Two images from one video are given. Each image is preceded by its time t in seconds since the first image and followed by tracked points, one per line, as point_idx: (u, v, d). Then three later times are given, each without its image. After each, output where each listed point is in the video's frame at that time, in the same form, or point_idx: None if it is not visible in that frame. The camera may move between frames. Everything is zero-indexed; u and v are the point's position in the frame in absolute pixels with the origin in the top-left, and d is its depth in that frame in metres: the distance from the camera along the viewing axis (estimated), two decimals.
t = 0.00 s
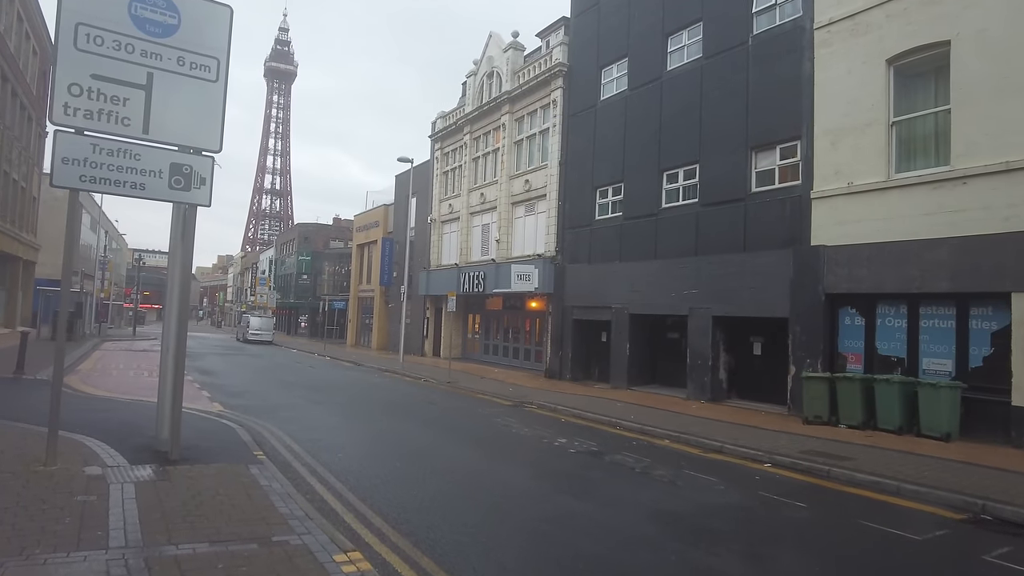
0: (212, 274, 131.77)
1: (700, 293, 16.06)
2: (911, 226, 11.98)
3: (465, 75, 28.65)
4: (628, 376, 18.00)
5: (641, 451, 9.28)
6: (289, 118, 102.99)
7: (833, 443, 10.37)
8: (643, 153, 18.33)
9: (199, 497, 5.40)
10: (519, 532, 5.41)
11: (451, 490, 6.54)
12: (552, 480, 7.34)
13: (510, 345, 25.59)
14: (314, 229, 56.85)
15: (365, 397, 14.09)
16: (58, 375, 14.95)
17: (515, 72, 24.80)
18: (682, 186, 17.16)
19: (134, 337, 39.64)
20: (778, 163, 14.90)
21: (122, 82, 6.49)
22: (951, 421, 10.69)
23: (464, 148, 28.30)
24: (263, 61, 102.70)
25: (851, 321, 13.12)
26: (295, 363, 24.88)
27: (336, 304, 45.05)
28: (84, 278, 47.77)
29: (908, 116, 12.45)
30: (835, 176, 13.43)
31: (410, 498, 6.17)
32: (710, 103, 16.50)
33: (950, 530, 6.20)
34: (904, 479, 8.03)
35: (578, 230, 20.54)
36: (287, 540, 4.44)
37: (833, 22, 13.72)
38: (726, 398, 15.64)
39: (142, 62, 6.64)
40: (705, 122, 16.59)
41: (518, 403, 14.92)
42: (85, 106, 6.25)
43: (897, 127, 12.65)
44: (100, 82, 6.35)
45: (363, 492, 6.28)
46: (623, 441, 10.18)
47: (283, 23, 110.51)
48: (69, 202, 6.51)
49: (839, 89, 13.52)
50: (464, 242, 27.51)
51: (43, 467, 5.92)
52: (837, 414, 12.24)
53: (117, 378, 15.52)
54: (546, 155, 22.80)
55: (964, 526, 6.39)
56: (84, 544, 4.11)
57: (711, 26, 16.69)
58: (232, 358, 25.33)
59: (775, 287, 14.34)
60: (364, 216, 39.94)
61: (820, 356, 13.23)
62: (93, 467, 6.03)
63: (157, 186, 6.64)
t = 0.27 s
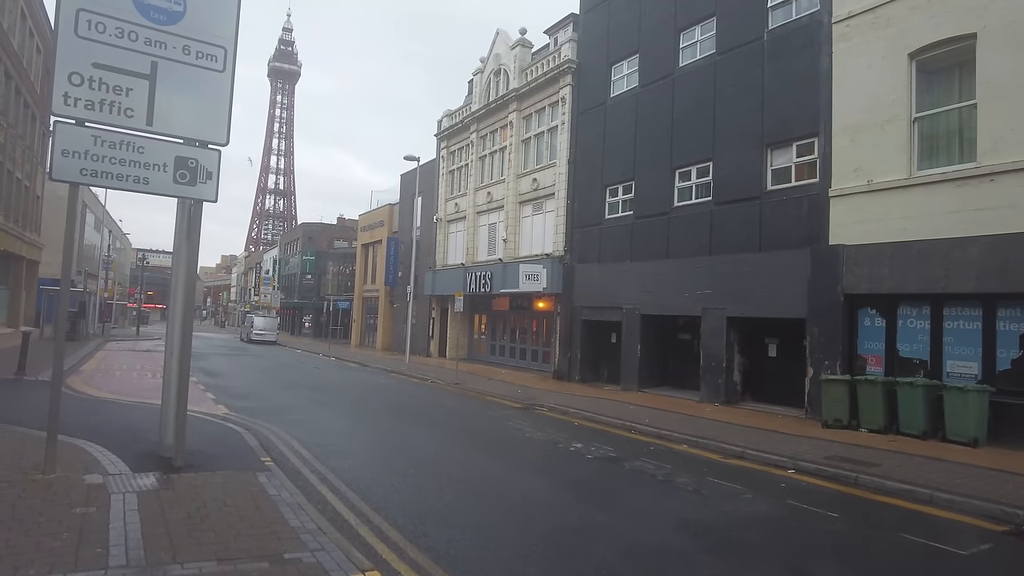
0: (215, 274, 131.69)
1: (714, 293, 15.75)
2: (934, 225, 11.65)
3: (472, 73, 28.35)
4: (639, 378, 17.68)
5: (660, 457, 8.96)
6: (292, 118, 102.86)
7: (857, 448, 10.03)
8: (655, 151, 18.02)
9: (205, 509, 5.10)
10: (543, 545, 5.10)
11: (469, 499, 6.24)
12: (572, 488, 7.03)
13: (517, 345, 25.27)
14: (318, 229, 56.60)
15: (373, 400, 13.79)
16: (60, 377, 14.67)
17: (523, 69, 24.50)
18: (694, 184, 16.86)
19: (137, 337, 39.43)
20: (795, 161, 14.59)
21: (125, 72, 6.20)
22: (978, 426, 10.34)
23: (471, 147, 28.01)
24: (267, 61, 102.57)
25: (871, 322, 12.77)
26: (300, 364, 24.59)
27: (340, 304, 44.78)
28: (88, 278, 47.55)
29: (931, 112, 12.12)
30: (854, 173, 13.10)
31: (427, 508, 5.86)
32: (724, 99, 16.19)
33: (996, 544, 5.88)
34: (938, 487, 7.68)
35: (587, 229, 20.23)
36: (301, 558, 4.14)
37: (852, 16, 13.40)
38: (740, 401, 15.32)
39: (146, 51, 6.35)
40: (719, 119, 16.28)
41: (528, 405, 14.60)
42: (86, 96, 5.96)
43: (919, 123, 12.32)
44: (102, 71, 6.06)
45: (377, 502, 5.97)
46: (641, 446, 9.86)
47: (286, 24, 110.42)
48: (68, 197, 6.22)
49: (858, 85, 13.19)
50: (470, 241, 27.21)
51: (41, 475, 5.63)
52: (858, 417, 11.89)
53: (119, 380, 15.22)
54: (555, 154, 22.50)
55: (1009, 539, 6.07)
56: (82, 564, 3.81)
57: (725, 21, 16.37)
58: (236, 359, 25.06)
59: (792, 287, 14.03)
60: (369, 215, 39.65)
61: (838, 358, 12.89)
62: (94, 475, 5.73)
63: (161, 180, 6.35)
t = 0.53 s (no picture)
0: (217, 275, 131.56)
1: (726, 294, 15.43)
2: (957, 224, 11.32)
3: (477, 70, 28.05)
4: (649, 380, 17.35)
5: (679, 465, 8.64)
6: (294, 118, 102.66)
7: (880, 454, 9.71)
8: (665, 149, 17.70)
9: (208, 523, 4.79)
10: (567, 563, 4.79)
11: (487, 511, 5.93)
12: (591, 498, 6.72)
13: (522, 346, 24.95)
14: (321, 229, 56.35)
15: (378, 402, 13.49)
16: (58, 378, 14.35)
17: (529, 67, 24.20)
18: (706, 183, 16.54)
19: (139, 337, 39.19)
20: (810, 158, 14.26)
21: (123, 60, 5.89)
22: (1005, 432, 10.00)
23: (476, 146, 27.70)
24: (269, 61, 102.45)
25: (890, 323, 12.45)
26: (303, 365, 24.29)
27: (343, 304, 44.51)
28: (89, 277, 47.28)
29: (953, 108, 11.78)
30: (873, 171, 12.76)
31: (441, 521, 5.54)
32: (736, 96, 15.87)
33: None
34: (971, 496, 7.35)
35: (595, 229, 19.91)
36: None
37: (870, 10, 13.07)
38: (753, 404, 15.00)
39: (145, 39, 6.04)
40: (731, 116, 15.96)
41: (537, 408, 14.29)
42: (82, 86, 5.66)
43: (941, 120, 11.98)
44: (99, 60, 5.75)
45: (390, 514, 5.65)
46: (657, 452, 9.54)
47: (289, 24, 110.33)
48: (64, 193, 5.92)
49: (876, 80, 12.86)
50: (475, 241, 26.91)
51: (34, 485, 5.33)
52: (878, 421, 11.55)
53: (119, 381, 14.94)
54: (562, 152, 22.19)
55: None
56: None
57: (738, 16, 16.04)
58: (238, 360, 24.77)
59: (807, 288, 13.70)
60: (372, 215, 39.36)
61: (856, 361, 12.56)
62: (90, 486, 5.43)
63: (162, 175, 6.05)
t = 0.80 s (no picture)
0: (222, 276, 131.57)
1: (741, 294, 15.09)
2: (984, 221, 10.97)
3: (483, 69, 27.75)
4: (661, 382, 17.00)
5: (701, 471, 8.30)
6: (299, 119, 102.53)
7: (908, 459, 9.36)
8: (677, 146, 17.37)
9: (213, 536, 4.48)
10: None
11: (506, 522, 5.61)
12: (614, 508, 6.39)
13: (530, 348, 24.63)
14: (326, 230, 56.12)
15: (385, 405, 13.18)
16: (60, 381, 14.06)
17: (537, 64, 23.89)
18: (720, 180, 16.21)
19: (144, 339, 38.98)
20: (827, 155, 13.90)
21: (123, 47, 5.60)
22: None
23: (483, 145, 27.40)
24: (274, 63, 102.41)
25: (913, 324, 12.09)
26: (308, 367, 24.00)
27: (348, 305, 44.24)
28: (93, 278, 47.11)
29: (978, 102, 11.41)
30: (894, 168, 12.40)
31: (459, 533, 5.22)
32: (751, 92, 15.52)
33: None
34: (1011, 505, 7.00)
35: (605, 228, 19.59)
36: None
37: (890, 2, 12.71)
38: (769, 407, 14.64)
39: (146, 25, 5.75)
40: (745, 112, 15.61)
41: (548, 411, 13.97)
42: (80, 73, 5.37)
43: (966, 114, 11.61)
44: (97, 46, 5.45)
45: (404, 526, 5.34)
46: (676, 458, 9.20)
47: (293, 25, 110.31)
48: (60, 187, 5.62)
49: (897, 74, 12.50)
50: (482, 241, 26.60)
51: (29, 495, 5.03)
52: (901, 425, 11.19)
53: (122, 383, 14.66)
54: (570, 150, 21.87)
55: None
56: None
57: (752, 10, 15.69)
58: (243, 362, 24.49)
59: (826, 288, 13.35)
60: (378, 215, 39.09)
61: (877, 363, 12.20)
62: (87, 496, 5.12)
63: (163, 167, 5.76)
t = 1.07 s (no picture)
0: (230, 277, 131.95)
1: (763, 296, 14.72)
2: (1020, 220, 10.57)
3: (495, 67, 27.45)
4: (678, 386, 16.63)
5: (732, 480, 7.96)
6: (307, 120, 102.58)
7: (945, 468, 8.98)
8: (695, 144, 17.02)
9: (227, 554, 4.19)
10: None
11: (535, 537, 5.29)
12: (646, 522, 6.06)
13: (542, 350, 24.29)
14: (335, 231, 56.00)
15: (399, 409, 12.89)
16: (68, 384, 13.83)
17: (550, 62, 23.58)
18: (740, 179, 15.84)
19: (154, 340, 38.90)
20: (852, 153, 13.51)
21: (133, 34, 5.32)
22: None
23: (494, 144, 27.11)
24: (282, 64, 102.59)
25: (943, 326, 11.71)
26: (319, 368, 23.77)
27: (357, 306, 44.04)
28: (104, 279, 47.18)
29: (1014, 95, 11.00)
30: (923, 165, 12.00)
31: (486, 551, 4.90)
32: (772, 88, 15.15)
33: None
34: None
35: (621, 228, 19.24)
36: None
37: None
38: (791, 411, 14.27)
39: (157, 12, 5.48)
40: (766, 108, 15.24)
41: (565, 415, 13.65)
42: (86, 62, 5.09)
43: (1000, 109, 11.20)
44: (106, 33, 5.18)
45: (428, 542, 5.02)
46: (703, 466, 8.86)
47: (301, 27, 110.47)
48: (66, 184, 5.34)
49: (927, 68, 12.10)
50: (493, 241, 26.30)
51: (32, 508, 4.75)
52: (933, 431, 10.80)
53: (132, 386, 14.43)
54: (584, 149, 21.54)
55: None
56: None
57: (773, 4, 15.32)
58: (253, 364, 24.28)
59: (853, 289, 12.97)
60: (387, 216, 38.86)
61: (906, 366, 11.81)
62: (94, 509, 4.84)
63: (174, 162, 5.47)
